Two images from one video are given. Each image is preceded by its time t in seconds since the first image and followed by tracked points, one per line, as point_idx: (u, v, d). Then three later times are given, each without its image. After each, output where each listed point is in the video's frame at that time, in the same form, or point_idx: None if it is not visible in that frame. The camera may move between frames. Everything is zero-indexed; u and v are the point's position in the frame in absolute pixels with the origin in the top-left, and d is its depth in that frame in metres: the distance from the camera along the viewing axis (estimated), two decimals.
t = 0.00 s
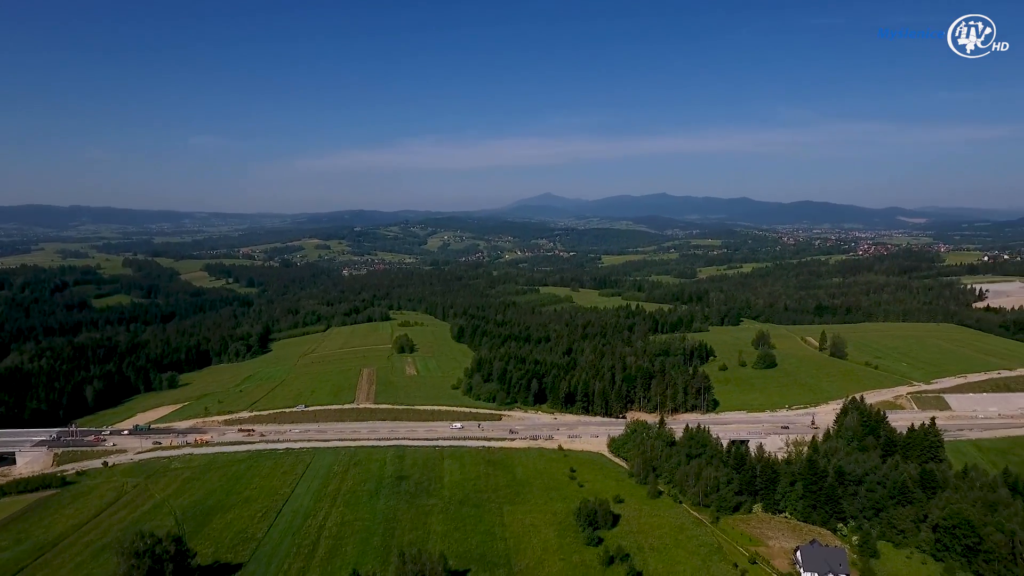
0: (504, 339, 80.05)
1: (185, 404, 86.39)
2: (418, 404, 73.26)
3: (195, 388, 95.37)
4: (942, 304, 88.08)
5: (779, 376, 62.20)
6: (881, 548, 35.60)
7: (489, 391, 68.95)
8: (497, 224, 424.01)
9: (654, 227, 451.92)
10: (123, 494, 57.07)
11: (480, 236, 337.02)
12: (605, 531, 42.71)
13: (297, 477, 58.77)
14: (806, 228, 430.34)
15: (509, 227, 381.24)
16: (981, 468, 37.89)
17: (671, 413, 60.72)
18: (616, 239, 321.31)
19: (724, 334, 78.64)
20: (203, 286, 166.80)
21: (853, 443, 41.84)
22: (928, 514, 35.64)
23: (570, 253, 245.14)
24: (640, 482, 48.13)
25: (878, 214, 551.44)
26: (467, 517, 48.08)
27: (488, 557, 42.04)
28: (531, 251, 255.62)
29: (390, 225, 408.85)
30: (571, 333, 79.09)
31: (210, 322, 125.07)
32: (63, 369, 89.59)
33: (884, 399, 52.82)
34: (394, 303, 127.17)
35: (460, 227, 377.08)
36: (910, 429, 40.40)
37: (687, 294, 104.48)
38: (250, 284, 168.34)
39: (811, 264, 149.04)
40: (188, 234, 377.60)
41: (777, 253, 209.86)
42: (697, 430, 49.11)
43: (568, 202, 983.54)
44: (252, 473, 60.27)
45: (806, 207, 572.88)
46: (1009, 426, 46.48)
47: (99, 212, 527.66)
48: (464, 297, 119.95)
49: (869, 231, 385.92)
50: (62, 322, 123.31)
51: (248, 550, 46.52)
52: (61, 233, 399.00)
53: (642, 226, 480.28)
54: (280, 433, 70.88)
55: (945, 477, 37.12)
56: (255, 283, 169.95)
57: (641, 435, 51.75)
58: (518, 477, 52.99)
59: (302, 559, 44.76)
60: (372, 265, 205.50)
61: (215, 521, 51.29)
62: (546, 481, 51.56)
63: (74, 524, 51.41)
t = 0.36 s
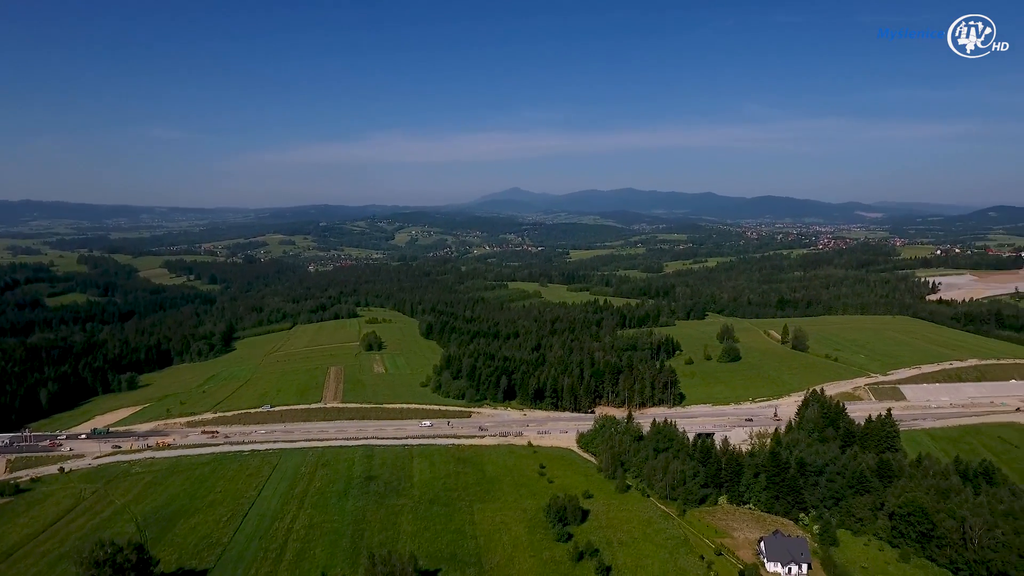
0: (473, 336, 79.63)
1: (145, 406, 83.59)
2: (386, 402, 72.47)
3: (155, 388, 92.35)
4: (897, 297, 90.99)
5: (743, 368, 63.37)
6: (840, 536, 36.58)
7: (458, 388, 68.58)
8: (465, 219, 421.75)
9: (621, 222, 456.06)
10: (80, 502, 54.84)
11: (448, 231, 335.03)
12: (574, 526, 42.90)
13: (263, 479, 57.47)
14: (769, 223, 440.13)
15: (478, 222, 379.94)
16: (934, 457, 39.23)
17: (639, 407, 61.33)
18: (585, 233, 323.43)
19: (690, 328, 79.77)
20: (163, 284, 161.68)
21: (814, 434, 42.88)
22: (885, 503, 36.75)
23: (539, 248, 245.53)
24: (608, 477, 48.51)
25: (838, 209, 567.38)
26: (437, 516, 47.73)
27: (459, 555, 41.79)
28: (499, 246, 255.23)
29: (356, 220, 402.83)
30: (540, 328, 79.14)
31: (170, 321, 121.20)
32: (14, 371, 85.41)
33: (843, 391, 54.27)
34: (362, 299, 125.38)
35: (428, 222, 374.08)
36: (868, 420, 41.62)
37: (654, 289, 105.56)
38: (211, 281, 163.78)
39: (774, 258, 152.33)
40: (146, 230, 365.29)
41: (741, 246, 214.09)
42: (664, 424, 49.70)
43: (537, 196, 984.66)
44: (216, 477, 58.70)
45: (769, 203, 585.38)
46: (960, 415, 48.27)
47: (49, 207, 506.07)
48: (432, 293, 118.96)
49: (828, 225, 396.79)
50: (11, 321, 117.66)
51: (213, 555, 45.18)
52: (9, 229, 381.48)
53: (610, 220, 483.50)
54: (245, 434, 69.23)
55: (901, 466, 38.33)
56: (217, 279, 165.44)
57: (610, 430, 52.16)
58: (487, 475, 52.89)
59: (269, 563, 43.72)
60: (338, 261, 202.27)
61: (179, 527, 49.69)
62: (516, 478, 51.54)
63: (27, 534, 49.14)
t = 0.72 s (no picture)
0: (441, 334, 79.00)
1: (102, 410, 80.53)
2: (353, 402, 71.41)
3: (113, 392, 89.01)
4: (854, 292, 93.77)
5: (708, 363, 64.34)
6: (802, 527, 37.43)
7: (427, 387, 67.95)
8: (433, 214, 418.30)
9: (588, 218, 458.70)
10: (34, 512, 52.45)
11: (416, 227, 332.20)
12: (544, 524, 42.96)
13: (228, 484, 55.93)
14: (732, 218, 448.26)
15: (446, 218, 377.37)
16: (890, 447, 40.48)
17: (607, 404, 61.70)
18: (552, 229, 324.48)
19: (657, 324, 80.66)
20: (120, 282, 156.03)
21: (776, 428, 43.76)
22: (844, 493, 37.74)
23: (507, 244, 245.25)
24: (577, 474, 48.72)
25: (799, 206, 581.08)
26: (406, 517, 47.22)
27: (429, 557, 41.42)
28: (467, 243, 254.00)
29: (321, 216, 395.77)
30: (508, 326, 78.96)
31: (128, 322, 116.94)
32: None
33: (804, 384, 55.59)
34: (328, 298, 123.22)
35: (395, 218, 369.95)
36: (828, 413, 42.71)
37: (621, 285, 106.34)
38: (171, 280, 158.76)
39: (737, 254, 155.15)
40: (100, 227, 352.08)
41: (705, 242, 217.69)
42: (631, 421, 50.11)
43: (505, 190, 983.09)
44: (178, 482, 56.84)
45: (734, 199, 595.64)
46: (914, 406, 49.92)
47: None
48: (400, 291, 117.64)
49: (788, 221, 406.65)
50: None
51: (176, 564, 43.67)
52: None
53: (578, 216, 485.05)
54: (208, 438, 67.36)
55: (859, 457, 39.42)
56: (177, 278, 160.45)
57: (578, 427, 52.40)
58: (457, 475, 52.57)
59: (235, 571, 42.51)
60: (303, 258, 198.33)
61: (140, 535, 47.92)
62: (485, 477, 51.36)
63: None
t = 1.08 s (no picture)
0: (412, 335, 78.25)
1: (60, 417, 77.45)
2: (323, 405, 70.23)
3: (71, 398, 85.65)
4: (817, 289, 96.03)
5: (677, 362, 65.09)
6: (768, 522, 38.07)
7: (397, 389, 67.22)
8: (403, 213, 414.19)
9: (558, 217, 460.76)
10: None
11: (386, 226, 328.84)
12: (516, 525, 42.87)
13: (194, 492, 54.32)
14: (700, 217, 455.09)
15: (416, 216, 374.28)
16: (852, 442, 41.48)
17: (578, 403, 61.88)
18: (523, 227, 324.90)
19: (627, 323, 81.27)
20: (77, 284, 150.57)
21: (744, 425, 44.41)
22: (808, 488, 38.53)
23: (478, 243, 244.46)
24: (549, 474, 48.72)
25: (764, 204, 593.26)
26: (378, 522, 46.56)
27: (401, 562, 40.93)
28: (437, 242, 252.38)
29: (288, 214, 388.65)
30: (479, 326, 78.63)
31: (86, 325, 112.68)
32: None
33: (770, 381, 56.65)
34: (296, 299, 121.00)
35: (364, 217, 365.46)
36: (793, 410, 43.55)
37: (592, 283, 106.86)
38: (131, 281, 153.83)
39: (705, 252, 157.40)
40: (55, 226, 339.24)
41: (673, 240, 220.48)
42: (602, 420, 50.30)
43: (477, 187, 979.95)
44: (142, 491, 54.97)
45: (701, 197, 604.96)
46: (875, 401, 51.28)
47: None
48: (370, 291, 116.19)
49: (754, 219, 414.92)
50: None
51: None
52: None
53: (549, 214, 486.27)
54: (173, 445, 65.45)
55: (822, 453, 40.30)
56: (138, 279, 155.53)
57: (550, 427, 52.47)
58: (429, 477, 52.11)
59: None
60: (270, 258, 194.33)
61: (101, 547, 46.11)
62: (457, 480, 51.02)
63: None
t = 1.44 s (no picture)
0: (383, 334, 77.40)
1: (17, 424, 74.35)
2: (293, 407, 69.04)
3: (29, 402, 82.26)
4: (784, 285, 97.99)
5: (648, 358, 65.71)
6: (738, 517, 38.68)
7: (369, 390, 66.45)
8: (373, 210, 409.58)
9: (530, 214, 461.50)
10: None
11: (356, 223, 324.90)
12: (490, 526, 42.76)
13: (160, 499, 52.64)
14: (670, 214, 460.65)
15: (386, 213, 370.63)
16: (817, 437, 42.44)
17: (550, 401, 62.00)
18: (495, 224, 324.48)
19: (598, 320, 81.74)
20: (33, 284, 144.92)
21: (713, 421, 45.02)
22: (776, 483, 39.28)
23: (449, 240, 243.35)
24: (523, 473, 48.70)
25: (733, 200, 603.66)
26: (351, 526, 45.89)
27: (375, 566, 40.41)
28: (408, 239, 250.29)
29: (255, 212, 380.48)
30: (452, 325, 78.18)
31: (44, 326, 108.25)
32: None
33: (738, 376, 57.62)
34: (265, 298, 118.64)
35: (334, 214, 360.33)
36: (761, 406, 44.34)
37: (564, 281, 107.15)
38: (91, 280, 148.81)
39: (674, 249, 159.31)
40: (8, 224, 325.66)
41: (644, 237, 222.71)
42: (575, 418, 50.49)
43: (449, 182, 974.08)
44: (106, 499, 53.00)
45: (672, 193, 612.24)
46: (840, 395, 52.53)
47: None
48: (341, 290, 114.60)
49: (722, 216, 421.85)
50: None
51: None
52: None
53: (520, 211, 486.79)
54: (138, 450, 63.47)
55: (789, 447, 41.13)
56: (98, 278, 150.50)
57: (523, 427, 52.46)
58: (402, 479, 51.60)
59: None
60: (237, 256, 190.19)
61: (62, 559, 44.27)
62: (431, 481, 50.64)
63: None
